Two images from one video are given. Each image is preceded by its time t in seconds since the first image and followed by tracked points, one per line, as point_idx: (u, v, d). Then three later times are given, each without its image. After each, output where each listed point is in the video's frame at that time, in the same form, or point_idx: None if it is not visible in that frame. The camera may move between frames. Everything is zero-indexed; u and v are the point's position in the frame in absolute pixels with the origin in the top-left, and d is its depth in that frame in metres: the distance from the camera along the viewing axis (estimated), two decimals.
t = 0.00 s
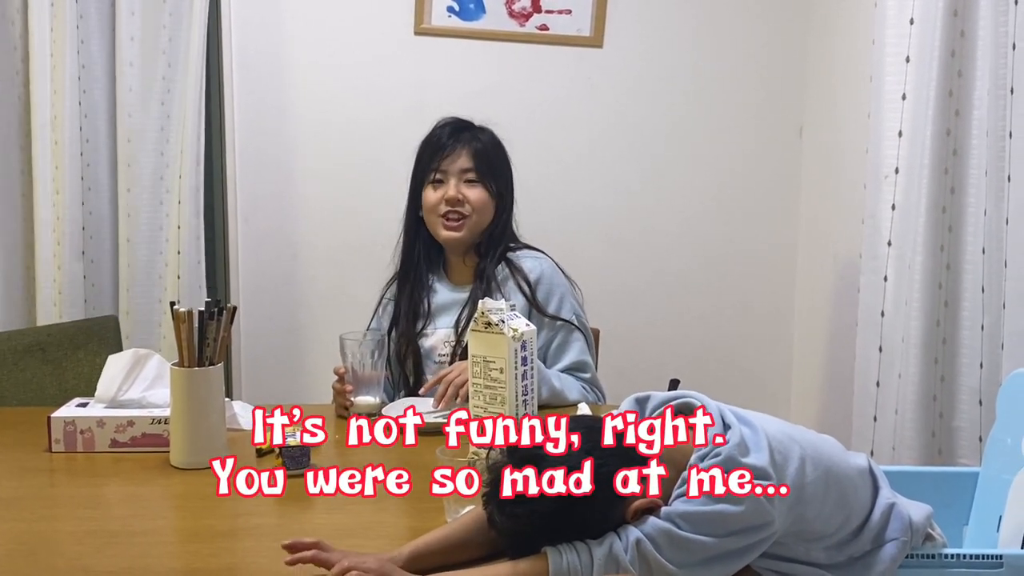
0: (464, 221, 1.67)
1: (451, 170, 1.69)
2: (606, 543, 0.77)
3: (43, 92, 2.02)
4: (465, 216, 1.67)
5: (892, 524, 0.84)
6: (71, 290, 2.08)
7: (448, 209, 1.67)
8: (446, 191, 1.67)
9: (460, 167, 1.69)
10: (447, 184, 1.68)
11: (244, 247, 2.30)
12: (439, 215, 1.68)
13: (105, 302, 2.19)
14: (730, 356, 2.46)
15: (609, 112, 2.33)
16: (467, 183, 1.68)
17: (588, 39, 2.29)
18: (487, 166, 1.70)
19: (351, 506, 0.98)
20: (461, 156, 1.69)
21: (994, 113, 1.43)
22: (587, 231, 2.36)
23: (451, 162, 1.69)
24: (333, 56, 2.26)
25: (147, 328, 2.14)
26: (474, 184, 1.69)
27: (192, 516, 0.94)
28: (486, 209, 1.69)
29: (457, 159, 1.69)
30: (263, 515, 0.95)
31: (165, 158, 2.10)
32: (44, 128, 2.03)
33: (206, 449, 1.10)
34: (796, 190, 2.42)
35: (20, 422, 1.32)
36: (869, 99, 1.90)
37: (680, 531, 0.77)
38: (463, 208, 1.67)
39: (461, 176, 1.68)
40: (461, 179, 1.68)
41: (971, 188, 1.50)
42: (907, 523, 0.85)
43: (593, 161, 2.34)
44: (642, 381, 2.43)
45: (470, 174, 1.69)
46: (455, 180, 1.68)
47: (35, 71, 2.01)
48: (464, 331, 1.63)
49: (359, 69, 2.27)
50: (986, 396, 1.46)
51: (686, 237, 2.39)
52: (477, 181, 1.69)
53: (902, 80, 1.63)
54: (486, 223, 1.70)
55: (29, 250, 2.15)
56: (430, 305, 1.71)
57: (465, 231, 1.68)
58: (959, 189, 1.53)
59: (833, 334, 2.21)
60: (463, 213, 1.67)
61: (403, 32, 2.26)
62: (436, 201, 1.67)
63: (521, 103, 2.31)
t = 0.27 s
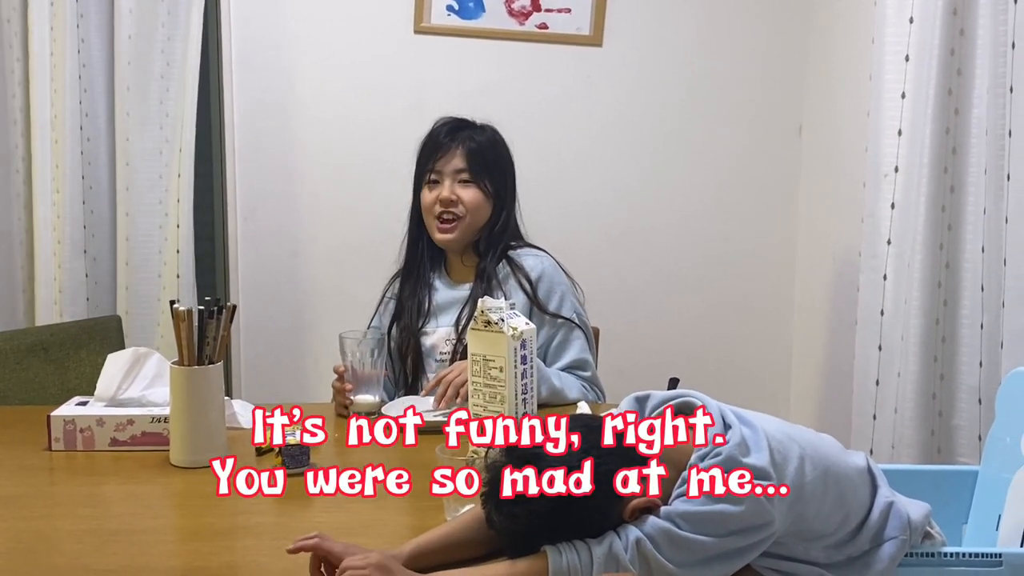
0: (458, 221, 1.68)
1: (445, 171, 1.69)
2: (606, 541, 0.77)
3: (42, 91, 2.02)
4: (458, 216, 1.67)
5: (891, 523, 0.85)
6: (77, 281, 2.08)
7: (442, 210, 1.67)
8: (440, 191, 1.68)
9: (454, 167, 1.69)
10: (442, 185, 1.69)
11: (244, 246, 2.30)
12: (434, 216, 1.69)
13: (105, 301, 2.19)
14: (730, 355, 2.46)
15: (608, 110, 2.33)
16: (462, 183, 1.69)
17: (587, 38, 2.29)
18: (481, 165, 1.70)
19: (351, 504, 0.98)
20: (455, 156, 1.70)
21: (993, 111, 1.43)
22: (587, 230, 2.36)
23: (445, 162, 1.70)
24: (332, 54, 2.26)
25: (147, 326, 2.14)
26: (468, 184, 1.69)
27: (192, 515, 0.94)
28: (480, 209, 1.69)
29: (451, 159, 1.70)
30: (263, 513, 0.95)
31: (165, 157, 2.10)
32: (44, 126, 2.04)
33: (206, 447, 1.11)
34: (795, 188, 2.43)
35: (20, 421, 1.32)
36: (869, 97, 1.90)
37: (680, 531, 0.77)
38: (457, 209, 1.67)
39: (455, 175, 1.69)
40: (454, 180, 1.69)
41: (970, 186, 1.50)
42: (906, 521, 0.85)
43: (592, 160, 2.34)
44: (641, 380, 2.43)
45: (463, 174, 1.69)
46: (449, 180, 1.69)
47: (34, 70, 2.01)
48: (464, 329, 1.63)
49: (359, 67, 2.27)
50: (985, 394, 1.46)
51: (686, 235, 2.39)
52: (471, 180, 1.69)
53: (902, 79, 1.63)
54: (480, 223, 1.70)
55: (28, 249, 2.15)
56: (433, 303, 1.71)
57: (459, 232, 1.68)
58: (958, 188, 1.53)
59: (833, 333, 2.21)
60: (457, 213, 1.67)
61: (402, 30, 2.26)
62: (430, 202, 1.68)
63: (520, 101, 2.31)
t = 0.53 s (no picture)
0: (458, 215, 1.67)
1: (444, 165, 1.70)
2: (607, 539, 0.77)
3: (42, 88, 2.02)
4: (458, 210, 1.67)
5: (891, 521, 0.85)
6: (71, 286, 2.08)
7: (442, 204, 1.67)
8: (439, 186, 1.68)
9: (453, 161, 1.69)
10: (440, 180, 1.69)
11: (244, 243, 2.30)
12: (434, 210, 1.68)
13: (105, 299, 2.19)
14: (730, 353, 2.46)
15: (609, 108, 2.33)
16: (461, 177, 1.69)
17: (588, 36, 2.29)
18: (479, 159, 1.70)
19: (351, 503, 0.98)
20: (453, 150, 1.70)
21: (994, 109, 1.43)
22: (588, 228, 2.36)
23: (443, 156, 1.70)
24: (333, 51, 2.26)
25: (148, 324, 2.14)
26: (466, 178, 1.69)
27: (193, 512, 0.94)
28: (480, 202, 1.69)
29: (449, 153, 1.70)
30: (263, 511, 0.95)
31: (167, 153, 2.10)
32: (44, 124, 2.03)
33: (208, 445, 1.11)
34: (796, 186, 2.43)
35: (20, 419, 1.32)
36: (869, 95, 1.90)
37: (680, 529, 0.77)
38: (456, 202, 1.67)
39: (454, 170, 1.69)
40: (453, 173, 1.69)
41: (971, 184, 1.50)
42: (907, 519, 0.85)
43: (593, 158, 2.33)
44: (642, 378, 2.43)
45: (462, 168, 1.69)
46: (448, 175, 1.69)
47: (34, 66, 2.00)
48: (466, 325, 1.63)
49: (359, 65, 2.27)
50: (986, 392, 1.46)
51: (686, 233, 2.39)
52: (470, 175, 1.69)
53: (902, 76, 1.62)
54: (480, 217, 1.70)
55: (28, 247, 2.15)
56: (433, 301, 1.71)
57: (460, 224, 1.68)
58: (960, 186, 1.53)
59: (833, 332, 2.21)
60: (456, 207, 1.67)
61: (403, 28, 2.26)
62: (430, 197, 1.68)
63: (521, 99, 2.30)
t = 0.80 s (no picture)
0: (465, 214, 1.67)
1: (447, 164, 1.69)
2: (609, 536, 0.77)
3: (48, 85, 2.03)
4: (464, 210, 1.67)
5: (894, 518, 0.84)
6: (86, 277, 2.09)
7: (447, 204, 1.66)
8: (444, 186, 1.67)
9: (456, 160, 1.68)
10: (445, 179, 1.68)
11: (247, 240, 2.31)
12: (439, 210, 1.67)
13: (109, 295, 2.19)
14: (732, 350, 2.46)
15: (611, 104, 2.32)
16: (465, 176, 1.68)
17: (590, 32, 2.29)
18: (482, 157, 1.70)
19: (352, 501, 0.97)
20: (456, 149, 1.69)
21: (998, 106, 1.42)
22: (590, 225, 2.35)
23: (446, 156, 1.69)
24: (335, 48, 2.26)
25: (150, 321, 2.14)
26: (470, 176, 1.69)
27: (196, 509, 0.94)
28: (485, 200, 1.69)
29: (452, 152, 1.69)
30: (266, 507, 0.95)
31: (165, 152, 2.10)
32: (52, 120, 2.04)
33: (211, 442, 1.11)
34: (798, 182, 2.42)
35: (24, 415, 1.32)
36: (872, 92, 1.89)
37: (682, 526, 0.77)
38: (461, 202, 1.66)
39: (457, 169, 1.68)
40: (458, 172, 1.68)
41: (974, 180, 1.50)
42: (910, 517, 0.85)
43: (595, 154, 2.33)
44: (644, 375, 2.43)
45: (466, 167, 1.68)
46: (452, 175, 1.68)
47: (41, 63, 2.02)
48: (470, 322, 1.63)
49: (361, 62, 2.26)
50: (988, 389, 1.46)
51: (688, 230, 2.39)
52: (473, 173, 1.69)
53: (906, 73, 1.62)
54: (486, 215, 1.70)
55: (32, 243, 2.15)
56: (435, 299, 1.71)
57: (465, 224, 1.67)
58: (962, 182, 1.52)
59: (836, 329, 2.20)
60: (462, 206, 1.66)
61: (405, 24, 2.26)
62: (434, 197, 1.67)
63: (523, 96, 2.30)
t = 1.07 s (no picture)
0: (462, 219, 1.67)
1: (442, 170, 1.68)
2: (608, 536, 0.77)
3: (47, 85, 2.03)
4: (461, 215, 1.66)
5: (893, 518, 0.84)
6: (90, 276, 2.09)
7: (443, 211, 1.66)
8: (439, 193, 1.67)
9: (450, 166, 1.68)
10: (440, 186, 1.68)
11: (246, 240, 2.31)
12: (435, 217, 1.67)
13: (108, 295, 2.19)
14: (731, 349, 2.46)
15: (610, 104, 2.32)
16: (459, 182, 1.68)
17: (589, 32, 2.29)
18: (476, 161, 1.69)
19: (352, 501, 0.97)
20: (449, 155, 1.68)
21: (997, 106, 1.42)
22: (589, 225, 2.35)
23: (440, 162, 1.68)
24: (334, 48, 2.26)
25: (149, 320, 2.14)
26: (465, 181, 1.68)
27: (196, 508, 0.94)
28: (481, 204, 1.68)
29: (446, 158, 1.68)
30: (265, 507, 0.95)
31: (162, 151, 2.09)
32: (50, 120, 2.04)
33: (210, 442, 1.11)
34: (797, 182, 2.42)
35: (23, 415, 1.32)
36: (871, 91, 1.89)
37: (681, 525, 0.77)
38: (457, 207, 1.66)
39: (452, 175, 1.68)
40: (452, 178, 1.68)
41: (974, 180, 1.50)
42: (909, 516, 0.85)
43: (594, 154, 2.33)
44: (643, 375, 2.43)
45: (460, 172, 1.68)
46: (447, 181, 1.68)
47: (39, 62, 2.01)
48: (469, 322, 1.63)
49: (361, 61, 2.26)
50: (988, 389, 1.46)
51: (688, 230, 2.39)
52: (468, 178, 1.68)
53: (905, 72, 1.62)
54: (483, 218, 1.70)
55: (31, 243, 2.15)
56: (434, 299, 1.71)
57: (463, 228, 1.67)
58: (962, 182, 1.52)
59: (836, 329, 2.20)
60: (458, 212, 1.66)
61: (404, 24, 2.26)
62: (430, 204, 1.67)
63: (522, 95, 2.30)
